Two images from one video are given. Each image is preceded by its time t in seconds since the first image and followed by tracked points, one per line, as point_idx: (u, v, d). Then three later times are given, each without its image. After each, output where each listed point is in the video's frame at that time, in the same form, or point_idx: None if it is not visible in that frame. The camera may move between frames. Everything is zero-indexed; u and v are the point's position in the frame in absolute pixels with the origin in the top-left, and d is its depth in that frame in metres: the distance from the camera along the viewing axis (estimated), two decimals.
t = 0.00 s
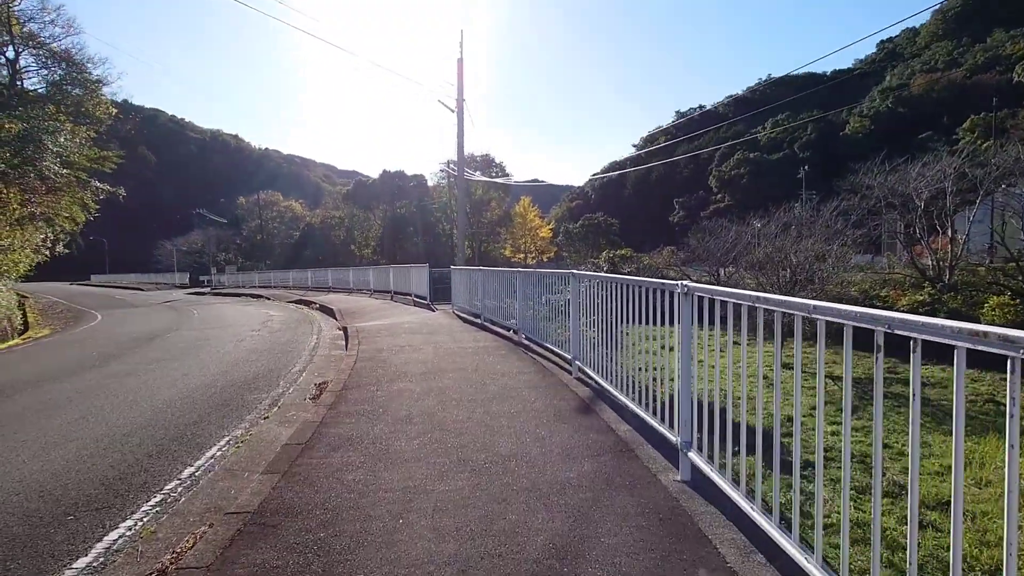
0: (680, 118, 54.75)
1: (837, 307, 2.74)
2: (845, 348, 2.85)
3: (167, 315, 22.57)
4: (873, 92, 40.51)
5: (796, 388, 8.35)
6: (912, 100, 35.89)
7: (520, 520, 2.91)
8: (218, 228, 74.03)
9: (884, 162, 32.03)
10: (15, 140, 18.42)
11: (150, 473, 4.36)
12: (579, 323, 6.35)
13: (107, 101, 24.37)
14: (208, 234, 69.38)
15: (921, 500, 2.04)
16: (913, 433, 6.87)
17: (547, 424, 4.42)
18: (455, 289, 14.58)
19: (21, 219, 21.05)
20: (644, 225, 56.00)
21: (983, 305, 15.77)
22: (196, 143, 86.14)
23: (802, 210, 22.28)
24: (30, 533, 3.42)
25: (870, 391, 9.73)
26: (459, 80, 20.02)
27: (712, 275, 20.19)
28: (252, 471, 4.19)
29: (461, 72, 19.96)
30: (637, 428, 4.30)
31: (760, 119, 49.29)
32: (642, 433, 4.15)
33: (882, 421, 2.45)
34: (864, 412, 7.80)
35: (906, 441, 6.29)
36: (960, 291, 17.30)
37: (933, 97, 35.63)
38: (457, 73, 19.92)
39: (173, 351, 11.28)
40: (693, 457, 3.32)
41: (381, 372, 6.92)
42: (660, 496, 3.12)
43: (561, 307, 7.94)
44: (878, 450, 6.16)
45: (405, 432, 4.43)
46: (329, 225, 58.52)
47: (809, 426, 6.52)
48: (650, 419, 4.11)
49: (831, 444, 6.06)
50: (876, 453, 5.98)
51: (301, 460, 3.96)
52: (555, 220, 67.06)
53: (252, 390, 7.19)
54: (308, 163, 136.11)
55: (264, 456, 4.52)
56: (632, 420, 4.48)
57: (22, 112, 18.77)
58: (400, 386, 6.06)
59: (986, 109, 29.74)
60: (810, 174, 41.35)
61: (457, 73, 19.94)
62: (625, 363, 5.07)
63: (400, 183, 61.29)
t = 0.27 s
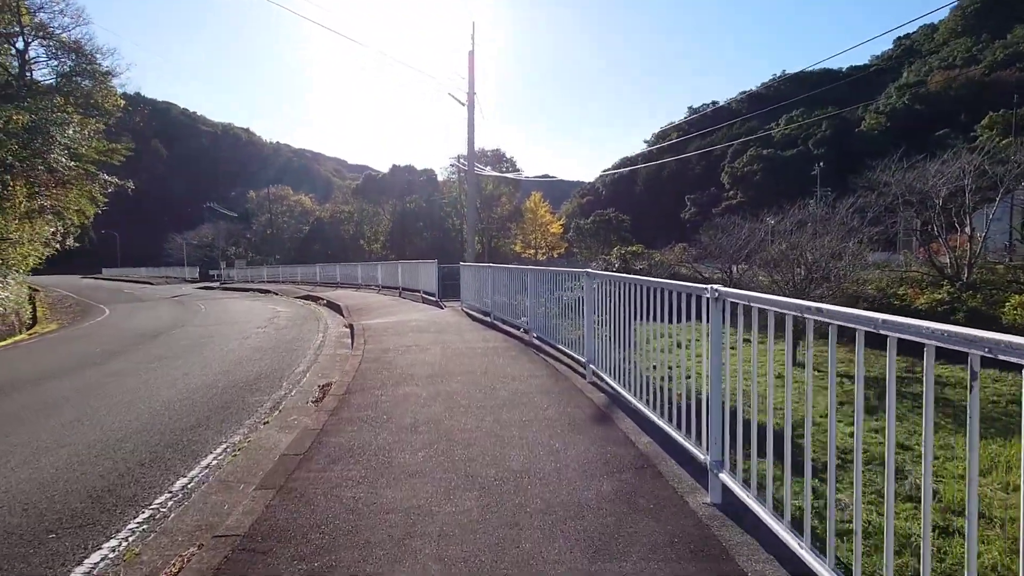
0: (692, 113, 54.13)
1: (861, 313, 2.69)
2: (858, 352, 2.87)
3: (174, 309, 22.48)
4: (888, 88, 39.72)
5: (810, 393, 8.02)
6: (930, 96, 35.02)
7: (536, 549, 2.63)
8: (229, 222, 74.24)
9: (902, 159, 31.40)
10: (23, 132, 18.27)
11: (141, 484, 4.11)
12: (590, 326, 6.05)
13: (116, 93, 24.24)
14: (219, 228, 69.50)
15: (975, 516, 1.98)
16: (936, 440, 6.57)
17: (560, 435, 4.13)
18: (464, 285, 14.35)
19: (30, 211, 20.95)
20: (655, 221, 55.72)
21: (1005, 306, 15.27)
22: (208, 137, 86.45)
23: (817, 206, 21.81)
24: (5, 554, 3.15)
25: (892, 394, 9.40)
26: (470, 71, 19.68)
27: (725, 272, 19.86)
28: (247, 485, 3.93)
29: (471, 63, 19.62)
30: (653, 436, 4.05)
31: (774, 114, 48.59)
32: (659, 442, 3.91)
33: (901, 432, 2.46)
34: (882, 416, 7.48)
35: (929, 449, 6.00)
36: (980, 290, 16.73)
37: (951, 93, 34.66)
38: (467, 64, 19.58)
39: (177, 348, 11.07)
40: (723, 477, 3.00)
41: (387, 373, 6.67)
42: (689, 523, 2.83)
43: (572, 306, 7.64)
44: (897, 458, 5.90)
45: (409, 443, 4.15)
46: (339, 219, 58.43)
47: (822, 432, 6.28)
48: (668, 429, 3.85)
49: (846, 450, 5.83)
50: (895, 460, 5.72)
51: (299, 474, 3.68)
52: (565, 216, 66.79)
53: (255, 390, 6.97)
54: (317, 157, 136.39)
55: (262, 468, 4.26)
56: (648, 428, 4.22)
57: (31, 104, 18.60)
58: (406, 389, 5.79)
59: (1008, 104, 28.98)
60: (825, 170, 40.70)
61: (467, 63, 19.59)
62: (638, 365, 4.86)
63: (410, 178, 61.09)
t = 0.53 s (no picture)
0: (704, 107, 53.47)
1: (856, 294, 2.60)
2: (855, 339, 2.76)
3: (184, 304, 22.43)
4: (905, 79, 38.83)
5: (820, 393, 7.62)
6: (947, 87, 33.93)
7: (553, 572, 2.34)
8: (240, 217, 74.48)
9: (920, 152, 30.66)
10: (30, 128, 18.19)
11: (131, 488, 3.88)
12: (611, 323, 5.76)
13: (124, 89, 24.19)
14: (230, 224, 69.81)
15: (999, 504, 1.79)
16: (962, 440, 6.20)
17: (575, 439, 3.85)
18: (474, 280, 14.07)
19: (39, 207, 20.95)
20: (666, 215, 55.43)
21: None
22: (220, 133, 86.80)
23: (833, 200, 21.34)
24: None
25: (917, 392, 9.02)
26: (479, 62, 19.36)
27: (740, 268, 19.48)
28: (243, 490, 3.69)
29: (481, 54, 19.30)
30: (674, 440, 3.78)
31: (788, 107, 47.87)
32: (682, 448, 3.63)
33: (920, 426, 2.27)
34: (902, 416, 7.10)
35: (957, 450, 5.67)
36: (1003, 287, 16.07)
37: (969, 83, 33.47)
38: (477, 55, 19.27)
39: (184, 343, 10.92)
40: (762, 494, 2.68)
41: (394, 370, 6.43)
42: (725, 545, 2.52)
43: (585, 300, 7.32)
44: (926, 462, 5.56)
45: (415, 447, 3.87)
46: (349, 215, 58.37)
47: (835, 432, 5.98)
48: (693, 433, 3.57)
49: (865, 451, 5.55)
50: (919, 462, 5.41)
51: (296, 480, 3.42)
52: (576, 211, 66.45)
53: (258, 387, 6.74)
54: (328, 153, 136.68)
55: (259, 471, 4.01)
56: (668, 431, 3.94)
57: (38, 99, 18.52)
58: (413, 388, 5.53)
59: None
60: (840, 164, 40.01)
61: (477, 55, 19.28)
62: (656, 365, 4.63)
63: (420, 173, 60.94)
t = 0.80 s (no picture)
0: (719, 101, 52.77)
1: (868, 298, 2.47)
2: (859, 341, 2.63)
3: (194, 297, 22.38)
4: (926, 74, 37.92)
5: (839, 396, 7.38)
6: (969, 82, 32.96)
7: None
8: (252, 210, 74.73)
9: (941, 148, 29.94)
10: (43, 119, 18.06)
11: (117, 500, 3.65)
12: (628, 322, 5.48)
13: (137, 81, 24.11)
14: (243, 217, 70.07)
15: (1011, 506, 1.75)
16: (990, 446, 5.91)
17: (588, 453, 3.59)
18: (484, 277, 13.80)
19: (52, 199, 20.90)
20: (679, 210, 55.03)
21: None
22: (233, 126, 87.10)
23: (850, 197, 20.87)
24: None
25: (941, 395, 8.69)
26: (493, 53, 19.04)
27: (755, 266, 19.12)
28: (234, 504, 3.45)
29: (495, 46, 18.99)
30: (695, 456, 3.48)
31: (804, 102, 47.11)
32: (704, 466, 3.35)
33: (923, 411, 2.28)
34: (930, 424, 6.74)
35: (988, 458, 5.37)
36: None
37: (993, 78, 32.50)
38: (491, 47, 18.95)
39: (190, 337, 10.74)
40: (803, 526, 2.39)
41: (399, 371, 6.19)
42: None
43: (598, 298, 6.99)
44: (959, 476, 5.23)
45: (418, 459, 3.63)
46: (360, 209, 58.28)
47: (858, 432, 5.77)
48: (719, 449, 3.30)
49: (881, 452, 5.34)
50: (947, 471, 5.11)
51: (289, 496, 3.20)
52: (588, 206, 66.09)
53: (260, 387, 6.52)
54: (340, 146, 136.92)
55: (254, 482, 3.79)
56: (688, 448, 3.64)
57: (52, 90, 18.37)
58: (420, 391, 5.28)
59: None
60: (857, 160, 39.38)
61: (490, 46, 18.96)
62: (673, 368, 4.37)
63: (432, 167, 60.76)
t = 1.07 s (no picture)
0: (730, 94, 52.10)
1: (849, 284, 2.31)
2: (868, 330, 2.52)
3: (200, 291, 22.28)
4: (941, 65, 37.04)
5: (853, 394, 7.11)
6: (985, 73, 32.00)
7: None
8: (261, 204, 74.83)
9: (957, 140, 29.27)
10: (47, 111, 17.90)
11: (88, 505, 3.41)
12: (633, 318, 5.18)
13: (143, 73, 23.95)
14: (251, 211, 70.12)
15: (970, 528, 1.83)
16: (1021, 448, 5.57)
17: (593, 459, 3.33)
18: (490, 270, 13.52)
19: (58, 192, 20.80)
20: (688, 204, 54.59)
21: None
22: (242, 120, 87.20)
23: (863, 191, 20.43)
24: None
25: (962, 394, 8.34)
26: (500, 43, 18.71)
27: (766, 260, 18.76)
28: (211, 510, 3.21)
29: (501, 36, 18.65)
30: (709, 464, 3.22)
31: (817, 94, 46.40)
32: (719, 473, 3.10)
33: (916, 390, 2.26)
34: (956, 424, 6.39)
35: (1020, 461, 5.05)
36: None
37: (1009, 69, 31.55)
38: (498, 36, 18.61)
39: (189, 331, 10.54)
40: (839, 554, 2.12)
41: (397, 367, 5.95)
42: None
43: (605, 291, 6.68)
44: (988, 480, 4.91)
45: (410, 464, 3.37)
46: (368, 202, 58.10)
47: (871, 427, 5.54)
48: (733, 455, 3.05)
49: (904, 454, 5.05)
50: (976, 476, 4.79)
51: (267, 506, 2.96)
52: (597, 200, 65.69)
53: (253, 383, 6.30)
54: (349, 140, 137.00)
55: (236, 487, 3.54)
56: (701, 452, 3.38)
57: (56, 82, 18.20)
58: (418, 389, 5.02)
59: None
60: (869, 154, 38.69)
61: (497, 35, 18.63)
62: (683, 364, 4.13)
63: (440, 161, 60.46)
